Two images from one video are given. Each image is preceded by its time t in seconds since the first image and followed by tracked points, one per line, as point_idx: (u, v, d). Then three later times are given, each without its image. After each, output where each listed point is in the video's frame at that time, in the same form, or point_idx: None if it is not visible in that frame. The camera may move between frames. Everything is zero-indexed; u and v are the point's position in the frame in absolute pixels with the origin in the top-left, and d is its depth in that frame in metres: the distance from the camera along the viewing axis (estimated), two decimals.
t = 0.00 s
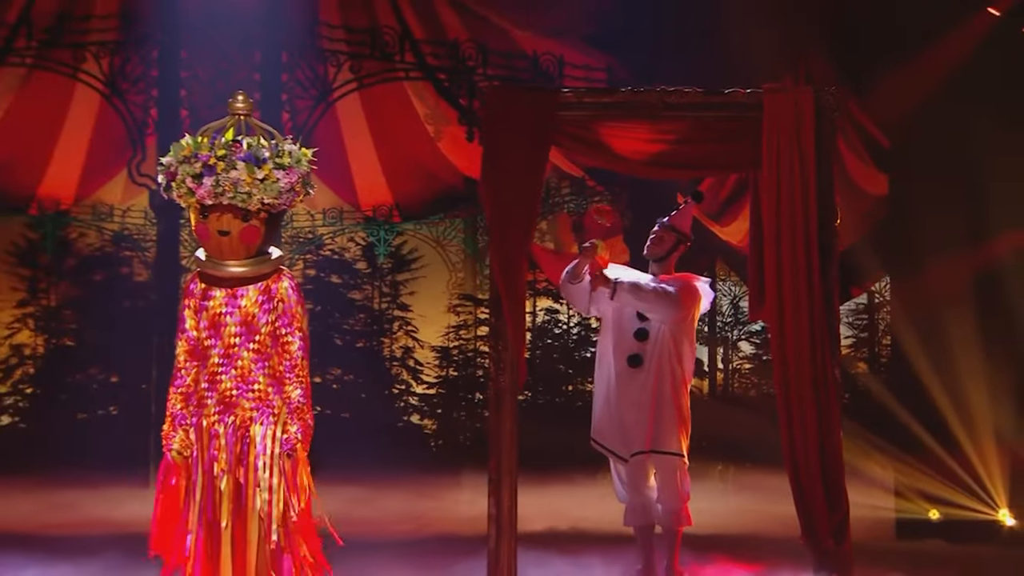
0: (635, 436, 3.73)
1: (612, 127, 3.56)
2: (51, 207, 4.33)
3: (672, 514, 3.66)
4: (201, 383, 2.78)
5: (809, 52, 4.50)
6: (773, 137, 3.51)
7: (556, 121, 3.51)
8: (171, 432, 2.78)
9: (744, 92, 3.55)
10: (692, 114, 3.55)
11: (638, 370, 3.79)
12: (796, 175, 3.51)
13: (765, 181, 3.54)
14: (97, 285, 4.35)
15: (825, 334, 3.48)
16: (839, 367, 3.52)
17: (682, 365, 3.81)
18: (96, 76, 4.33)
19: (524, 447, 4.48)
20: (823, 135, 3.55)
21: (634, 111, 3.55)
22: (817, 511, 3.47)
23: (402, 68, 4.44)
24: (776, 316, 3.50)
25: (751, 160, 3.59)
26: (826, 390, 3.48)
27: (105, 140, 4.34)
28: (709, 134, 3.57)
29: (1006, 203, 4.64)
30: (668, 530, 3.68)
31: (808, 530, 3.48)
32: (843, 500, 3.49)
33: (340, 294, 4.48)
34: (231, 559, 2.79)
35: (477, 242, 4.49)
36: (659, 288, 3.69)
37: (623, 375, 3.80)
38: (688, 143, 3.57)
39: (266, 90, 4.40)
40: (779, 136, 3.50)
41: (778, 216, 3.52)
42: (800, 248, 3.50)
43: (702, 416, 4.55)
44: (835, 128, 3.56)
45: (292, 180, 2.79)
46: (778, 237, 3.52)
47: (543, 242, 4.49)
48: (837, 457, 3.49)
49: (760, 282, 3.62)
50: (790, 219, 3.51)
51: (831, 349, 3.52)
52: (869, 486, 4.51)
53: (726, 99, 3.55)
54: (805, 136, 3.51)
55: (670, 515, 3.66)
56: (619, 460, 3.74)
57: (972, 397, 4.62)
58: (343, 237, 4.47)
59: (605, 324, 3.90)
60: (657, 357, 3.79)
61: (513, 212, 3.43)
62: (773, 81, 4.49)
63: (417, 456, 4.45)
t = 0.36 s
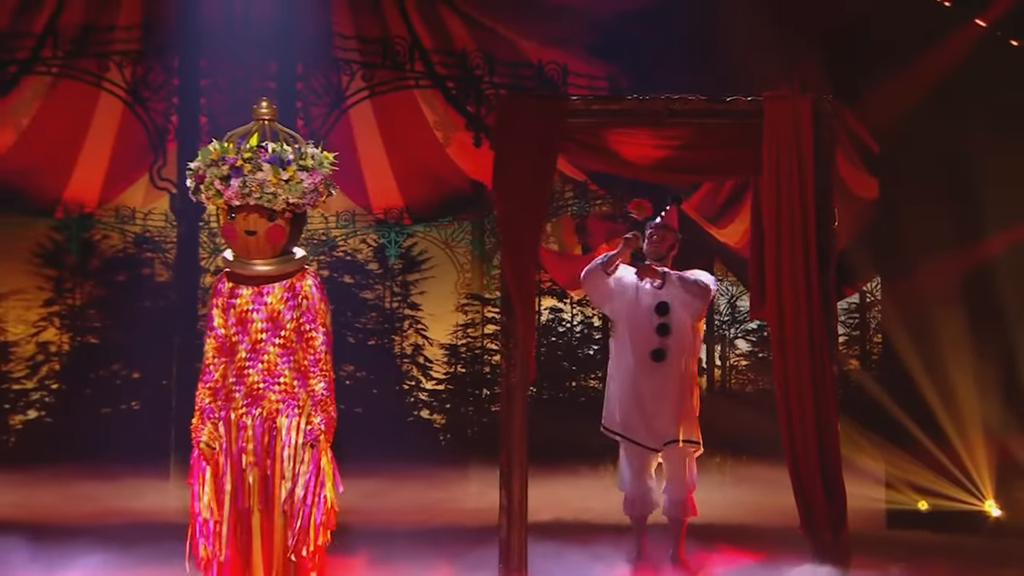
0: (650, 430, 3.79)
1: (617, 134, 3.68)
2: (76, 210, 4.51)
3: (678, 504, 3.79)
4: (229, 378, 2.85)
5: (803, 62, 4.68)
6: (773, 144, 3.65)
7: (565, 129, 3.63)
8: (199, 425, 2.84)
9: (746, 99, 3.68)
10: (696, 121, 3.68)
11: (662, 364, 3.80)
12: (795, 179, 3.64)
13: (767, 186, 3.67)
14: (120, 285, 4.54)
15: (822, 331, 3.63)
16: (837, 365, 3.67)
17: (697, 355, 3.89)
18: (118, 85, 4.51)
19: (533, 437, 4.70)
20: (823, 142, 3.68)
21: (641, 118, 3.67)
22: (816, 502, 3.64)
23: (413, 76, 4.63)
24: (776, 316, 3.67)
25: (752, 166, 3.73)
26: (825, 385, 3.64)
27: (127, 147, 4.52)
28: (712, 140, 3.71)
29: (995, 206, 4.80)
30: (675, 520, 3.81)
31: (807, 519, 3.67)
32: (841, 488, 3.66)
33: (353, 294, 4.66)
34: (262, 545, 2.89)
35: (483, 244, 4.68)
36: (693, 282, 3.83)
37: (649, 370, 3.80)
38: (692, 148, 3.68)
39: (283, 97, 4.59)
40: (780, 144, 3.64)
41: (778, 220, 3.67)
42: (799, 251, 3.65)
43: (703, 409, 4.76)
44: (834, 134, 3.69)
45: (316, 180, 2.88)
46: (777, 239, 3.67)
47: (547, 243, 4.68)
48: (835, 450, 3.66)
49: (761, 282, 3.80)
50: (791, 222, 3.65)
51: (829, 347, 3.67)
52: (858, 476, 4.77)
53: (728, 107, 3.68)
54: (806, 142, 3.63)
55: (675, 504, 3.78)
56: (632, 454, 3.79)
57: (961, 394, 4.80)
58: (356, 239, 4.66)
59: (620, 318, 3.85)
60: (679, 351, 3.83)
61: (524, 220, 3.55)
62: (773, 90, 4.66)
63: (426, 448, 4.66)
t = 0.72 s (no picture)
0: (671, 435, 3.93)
1: (623, 139, 3.87)
2: (99, 212, 4.69)
3: (679, 495, 3.95)
4: (257, 373, 3.02)
5: (797, 69, 4.87)
6: (774, 148, 3.82)
7: (573, 134, 3.81)
8: (226, 418, 3.00)
9: (747, 105, 3.86)
10: (699, 125, 3.85)
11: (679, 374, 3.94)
12: (795, 182, 3.81)
13: (767, 188, 3.85)
14: (140, 283, 4.73)
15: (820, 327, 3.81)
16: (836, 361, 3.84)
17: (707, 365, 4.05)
18: (139, 91, 4.68)
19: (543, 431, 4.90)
20: (822, 146, 3.85)
21: (645, 123, 3.85)
22: (813, 492, 3.82)
23: (422, 83, 4.81)
24: (776, 314, 3.85)
25: (753, 169, 3.92)
26: (824, 380, 3.81)
27: (148, 151, 4.70)
28: (713, 145, 3.90)
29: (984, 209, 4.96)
30: (676, 510, 3.98)
31: (807, 509, 3.84)
32: (837, 479, 3.82)
33: (364, 293, 4.85)
34: (291, 533, 3.03)
35: (489, 244, 4.86)
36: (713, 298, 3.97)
37: (668, 380, 3.93)
38: (693, 152, 3.88)
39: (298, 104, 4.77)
40: (780, 150, 3.81)
41: (778, 222, 3.85)
42: (797, 251, 3.83)
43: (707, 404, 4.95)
44: (833, 139, 3.86)
45: (337, 181, 3.06)
46: (778, 240, 3.85)
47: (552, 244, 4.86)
48: (832, 442, 3.83)
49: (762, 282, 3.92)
50: (790, 224, 3.84)
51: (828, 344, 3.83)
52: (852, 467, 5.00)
53: (729, 112, 3.86)
54: (805, 146, 3.81)
55: (676, 496, 3.95)
56: (634, 450, 3.93)
57: (950, 390, 4.94)
58: (368, 239, 4.84)
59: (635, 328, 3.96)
60: (695, 360, 3.97)
61: (534, 222, 3.73)
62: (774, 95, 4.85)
63: (435, 440, 4.87)
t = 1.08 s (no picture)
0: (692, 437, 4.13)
1: (629, 143, 4.04)
2: (119, 213, 4.91)
3: (680, 484, 4.13)
4: (282, 367, 3.22)
5: (796, 73, 4.93)
6: (773, 152, 4.01)
7: (581, 138, 3.98)
8: (243, 407, 3.15)
9: (749, 110, 4.04)
10: (700, 131, 4.05)
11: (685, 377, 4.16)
12: (794, 185, 4.01)
13: (768, 192, 4.04)
14: (160, 282, 4.93)
15: (818, 324, 4.01)
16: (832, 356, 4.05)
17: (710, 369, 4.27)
18: (158, 97, 4.85)
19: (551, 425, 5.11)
20: (820, 150, 4.04)
21: (650, 128, 4.02)
22: (813, 483, 4.02)
23: (430, 89, 4.99)
24: (777, 312, 4.05)
25: (753, 173, 4.12)
26: (821, 375, 4.02)
27: (166, 155, 4.89)
28: (714, 150, 4.10)
29: (974, 211, 5.19)
30: (677, 499, 4.15)
31: (806, 498, 4.05)
32: (835, 469, 4.03)
33: (376, 291, 5.05)
34: (314, 520, 3.19)
35: (495, 244, 5.05)
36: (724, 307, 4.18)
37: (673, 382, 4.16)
38: (697, 155, 4.10)
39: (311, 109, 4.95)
40: (780, 154, 4.00)
41: (778, 223, 4.05)
42: (797, 252, 4.03)
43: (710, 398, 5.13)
44: (830, 143, 4.06)
45: (357, 182, 3.24)
46: (778, 241, 4.05)
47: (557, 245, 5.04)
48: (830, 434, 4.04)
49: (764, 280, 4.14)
50: (790, 226, 4.04)
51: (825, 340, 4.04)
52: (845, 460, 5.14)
53: (730, 117, 4.05)
54: (803, 151, 4.00)
55: (677, 485, 4.13)
56: (633, 442, 4.14)
57: (941, 388, 5.16)
58: (378, 240, 5.05)
59: (639, 334, 4.19)
60: (699, 365, 4.20)
61: (542, 221, 3.90)
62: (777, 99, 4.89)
63: (443, 432, 5.06)
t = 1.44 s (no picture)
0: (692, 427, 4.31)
1: (632, 146, 4.20)
2: (139, 213, 5.11)
3: (682, 475, 4.32)
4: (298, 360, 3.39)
5: (793, 79, 5.10)
6: (772, 156, 4.20)
7: (587, 141, 4.15)
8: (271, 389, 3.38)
9: (749, 115, 4.22)
10: (703, 134, 4.21)
11: (685, 370, 4.34)
12: (792, 188, 4.20)
13: (767, 194, 4.24)
14: (178, 279, 5.15)
15: (816, 321, 4.20)
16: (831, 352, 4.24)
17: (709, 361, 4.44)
18: (176, 101, 5.01)
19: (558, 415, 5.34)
20: (817, 155, 4.24)
21: (654, 132, 4.19)
22: (811, 474, 4.20)
23: (438, 93, 5.16)
24: (775, 307, 4.24)
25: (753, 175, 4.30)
26: (820, 370, 4.21)
27: (184, 157, 5.07)
28: (718, 152, 4.23)
29: (968, 211, 5.35)
30: (681, 490, 4.33)
31: (805, 488, 4.23)
32: (833, 460, 4.21)
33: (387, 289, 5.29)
34: (332, 506, 3.34)
35: (501, 244, 5.28)
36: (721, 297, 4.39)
37: (674, 375, 4.33)
38: (700, 158, 4.23)
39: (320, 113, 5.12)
40: (779, 157, 4.19)
41: (778, 223, 4.24)
42: (795, 251, 4.21)
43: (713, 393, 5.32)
44: (826, 147, 4.25)
45: (374, 182, 3.39)
46: (777, 242, 4.24)
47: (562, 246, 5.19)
48: (827, 426, 4.21)
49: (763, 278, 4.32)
50: (789, 227, 4.22)
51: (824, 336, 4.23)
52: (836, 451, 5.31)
53: (732, 121, 4.22)
54: (801, 154, 4.18)
55: (681, 475, 4.32)
56: (635, 434, 4.29)
57: (931, 382, 5.33)
58: (388, 239, 5.27)
59: (641, 331, 4.35)
60: (698, 357, 4.38)
61: (549, 221, 4.07)
62: (776, 103, 5.06)
63: (450, 423, 5.35)
